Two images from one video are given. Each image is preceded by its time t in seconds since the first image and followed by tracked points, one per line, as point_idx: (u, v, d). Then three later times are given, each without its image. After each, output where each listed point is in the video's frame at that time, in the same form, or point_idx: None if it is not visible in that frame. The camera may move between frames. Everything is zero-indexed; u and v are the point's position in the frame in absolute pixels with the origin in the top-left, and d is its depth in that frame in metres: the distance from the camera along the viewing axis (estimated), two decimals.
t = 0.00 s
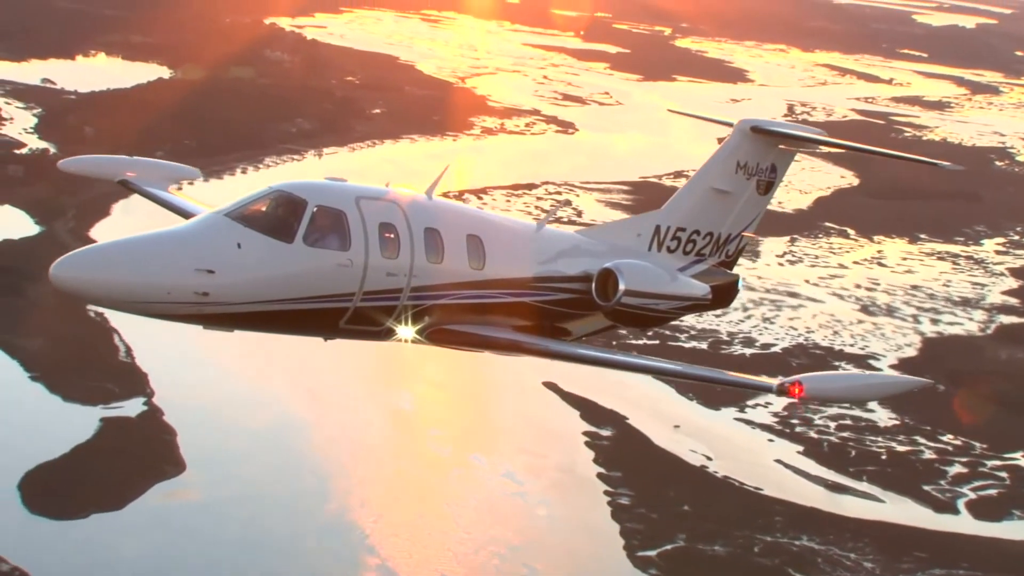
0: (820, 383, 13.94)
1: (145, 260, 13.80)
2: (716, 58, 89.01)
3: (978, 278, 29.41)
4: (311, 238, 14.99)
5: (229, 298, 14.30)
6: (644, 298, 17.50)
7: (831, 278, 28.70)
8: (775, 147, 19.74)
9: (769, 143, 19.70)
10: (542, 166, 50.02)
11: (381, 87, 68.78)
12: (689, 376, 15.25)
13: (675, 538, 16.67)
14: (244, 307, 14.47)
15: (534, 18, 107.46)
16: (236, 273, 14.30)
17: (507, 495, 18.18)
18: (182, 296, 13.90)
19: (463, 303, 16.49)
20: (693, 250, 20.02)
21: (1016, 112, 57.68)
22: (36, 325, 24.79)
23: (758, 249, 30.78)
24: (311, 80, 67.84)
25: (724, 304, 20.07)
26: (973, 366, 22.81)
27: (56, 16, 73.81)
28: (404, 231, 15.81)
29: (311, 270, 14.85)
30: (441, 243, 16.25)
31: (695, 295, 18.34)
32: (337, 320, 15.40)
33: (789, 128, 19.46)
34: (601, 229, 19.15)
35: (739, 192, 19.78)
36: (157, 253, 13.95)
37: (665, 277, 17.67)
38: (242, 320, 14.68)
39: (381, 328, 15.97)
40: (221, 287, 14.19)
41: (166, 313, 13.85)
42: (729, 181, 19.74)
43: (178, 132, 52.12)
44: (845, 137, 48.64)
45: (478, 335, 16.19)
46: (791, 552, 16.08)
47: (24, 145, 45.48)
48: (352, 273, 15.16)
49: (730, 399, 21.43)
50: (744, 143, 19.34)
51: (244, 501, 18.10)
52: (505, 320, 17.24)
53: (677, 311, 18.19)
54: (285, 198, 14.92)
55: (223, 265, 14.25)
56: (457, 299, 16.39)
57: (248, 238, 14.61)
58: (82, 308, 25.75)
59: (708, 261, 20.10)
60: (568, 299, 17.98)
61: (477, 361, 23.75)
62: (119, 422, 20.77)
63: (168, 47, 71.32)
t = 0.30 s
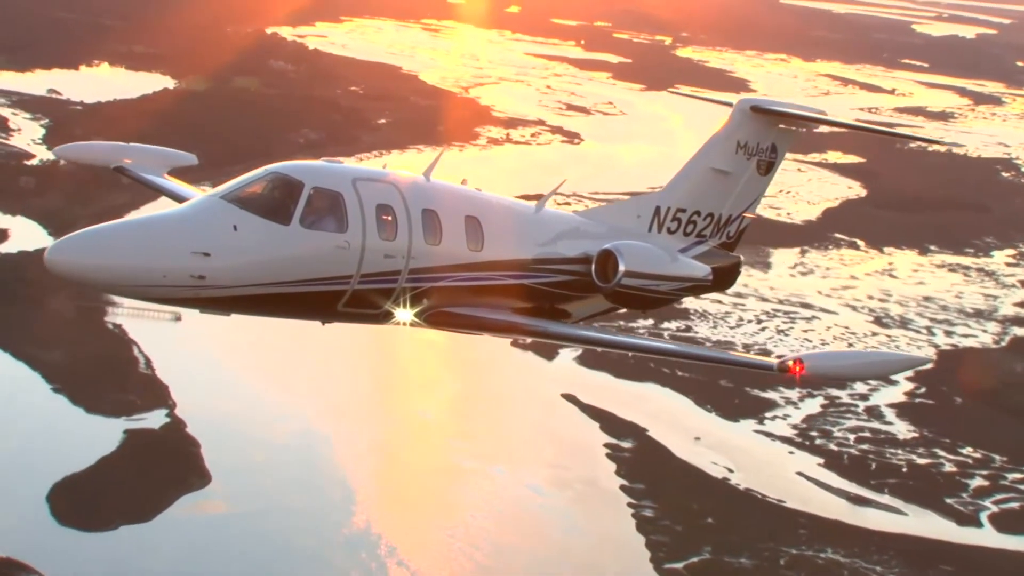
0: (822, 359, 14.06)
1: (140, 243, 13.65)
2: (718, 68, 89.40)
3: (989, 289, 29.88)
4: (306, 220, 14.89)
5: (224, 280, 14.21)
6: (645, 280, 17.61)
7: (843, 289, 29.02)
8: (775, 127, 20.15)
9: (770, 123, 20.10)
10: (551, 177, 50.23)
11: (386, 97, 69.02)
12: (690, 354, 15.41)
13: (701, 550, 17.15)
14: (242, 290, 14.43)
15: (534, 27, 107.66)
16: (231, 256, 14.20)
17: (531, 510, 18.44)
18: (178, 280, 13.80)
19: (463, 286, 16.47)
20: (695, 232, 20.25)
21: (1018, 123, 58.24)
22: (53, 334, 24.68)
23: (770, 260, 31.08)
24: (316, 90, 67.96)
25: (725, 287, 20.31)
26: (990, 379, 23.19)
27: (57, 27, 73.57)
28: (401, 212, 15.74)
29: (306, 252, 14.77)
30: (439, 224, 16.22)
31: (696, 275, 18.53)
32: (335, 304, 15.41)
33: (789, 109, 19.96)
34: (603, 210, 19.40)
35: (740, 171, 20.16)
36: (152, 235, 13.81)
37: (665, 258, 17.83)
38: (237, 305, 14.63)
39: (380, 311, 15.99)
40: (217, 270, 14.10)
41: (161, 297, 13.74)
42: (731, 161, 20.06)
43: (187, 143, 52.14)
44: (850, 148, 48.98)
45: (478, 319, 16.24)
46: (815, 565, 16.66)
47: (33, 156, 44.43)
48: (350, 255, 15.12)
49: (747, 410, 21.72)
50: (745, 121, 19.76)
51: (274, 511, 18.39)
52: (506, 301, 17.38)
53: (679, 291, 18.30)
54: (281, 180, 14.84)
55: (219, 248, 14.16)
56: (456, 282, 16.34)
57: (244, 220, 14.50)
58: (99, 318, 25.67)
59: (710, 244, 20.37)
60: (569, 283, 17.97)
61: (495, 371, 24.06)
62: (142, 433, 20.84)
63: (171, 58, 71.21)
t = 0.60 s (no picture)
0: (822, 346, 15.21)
1: (142, 235, 14.36)
2: (721, 80, 89.96)
3: (1002, 301, 30.28)
4: (306, 212, 15.56)
5: (222, 273, 14.89)
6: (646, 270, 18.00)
7: (857, 300, 29.38)
8: (775, 117, 20.87)
9: (771, 114, 20.81)
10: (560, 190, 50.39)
11: (392, 109, 69.34)
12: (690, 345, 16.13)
13: (730, 561, 17.62)
14: (242, 282, 15.10)
15: (536, 39, 108.18)
16: (230, 248, 14.88)
17: (560, 521, 18.75)
18: (179, 271, 14.52)
19: (462, 277, 17.05)
20: (697, 224, 20.87)
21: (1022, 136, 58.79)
22: (75, 345, 24.74)
23: (782, 271, 31.38)
24: (323, 103, 68.17)
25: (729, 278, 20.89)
26: (1006, 391, 23.66)
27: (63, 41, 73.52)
28: (401, 204, 16.37)
29: (305, 243, 15.42)
30: (439, 215, 16.82)
31: (699, 265, 18.90)
32: (336, 296, 16.04)
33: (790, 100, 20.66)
34: (605, 203, 19.98)
35: (741, 160, 20.84)
36: (154, 228, 14.53)
37: (666, 248, 18.16)
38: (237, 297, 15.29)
39: (381, 302, 16.57)
40: (215, 261, 14.78)
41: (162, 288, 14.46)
42: (732, 151, 20.78)
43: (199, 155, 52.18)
44: (857, 160, 49.33)
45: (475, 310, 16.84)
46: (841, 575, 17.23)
47: (46, 169, 43.76)
48: (350, 246, 15.75)
49: (768, 421, 22.11)
50: (746, 112, 20.50)
51: (306, 521, 18.66)
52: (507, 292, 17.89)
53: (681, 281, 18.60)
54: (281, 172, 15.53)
55: (217, 240, 14.85)
56: (456, 273, 16.95)
57: (243, 213, 15.19)
58: (120, 330, 25.74)
59: (711, 234, 21.02)
60: (571, 275, 18.55)
61: (517, 382, 24.30)
62: (169, 445, 20.93)
63: (177, 70, 71.47)
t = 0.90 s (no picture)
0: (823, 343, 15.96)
1: (145, 238, 15.03)
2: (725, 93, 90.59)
3: (1015, 314, 30.61)
4: (305, 214, 16.27)
5: (221, 273, 15.55)
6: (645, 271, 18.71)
7: (872, 313, 29.65)
8: (775, 118, 21.57)
9: (770, 116, 21.50)
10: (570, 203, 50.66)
11: (398, 122, 69.86)
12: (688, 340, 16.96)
13: (758, 572, 17.84)
14: (242, 282, 15.77)
15: (540, 53, 108.82)
16: (229, 250, 15.54)
17: (588, 531, 18.98)
18: (179, 272, 15.17)
19: (460, 279, 17.78)
20: (698, 225, 21.75)
21: None
22: (99, 359, 25.00)
23: (796, 284, 31.70)
24: (331, 116, 68.64)
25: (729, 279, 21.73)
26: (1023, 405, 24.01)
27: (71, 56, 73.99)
28: (401, 206, 17.11)
29: (303, 244, 16.12)
30: (439, 217, 17.55)
31: (699, 267, 19.70)
32: (336, 298, 16.78)
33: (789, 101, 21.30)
34: (605, 206, 20.83)
35: (741, 160, 21.59)
36: (156, 230, 15.21)
37: (666, 250, 18.86)
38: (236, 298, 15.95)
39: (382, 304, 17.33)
40: (215, 262, 15.45)
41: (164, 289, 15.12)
42: (733, 151, 21.50)
43: (212, 167, 52.47)
44: (864, 172, 49.73)
45: (474, 310, 17.58)
46: None
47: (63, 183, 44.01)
48: (350, 247, 16.48)
49: (789, 433, 22.41)
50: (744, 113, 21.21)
51: (336, 533, 18.91)
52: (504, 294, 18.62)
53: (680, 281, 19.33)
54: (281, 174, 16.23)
55: (217, 242, 15.52)
56: (456, 275, 17.69)
57: (243, 215, 15.89)
58: (144, 344, 26.00)
59: (710, 235, 21.88)
60: (570, 275, 19.40)
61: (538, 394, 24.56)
62: (199, 458, 21.17)
63: (185, 84, 71.94)
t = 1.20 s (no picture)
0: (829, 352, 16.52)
1: (150, 246, 15.76)
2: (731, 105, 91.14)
3: None
4: (306, 223, 17.03)
5: (223, 280, 16.30)
6: (648, 280, 19.45)
7: (887, 325, 29.99)
8: (775, 126, 22.21)
9: (770, 123, 22.13)
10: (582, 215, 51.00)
11: (408, 135, 70.43)
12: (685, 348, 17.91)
13: None
14: (242, 290, 16.52)
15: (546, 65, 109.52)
16: (230, 259, 16.29)
17: (615, 539, 19.39)
18: (182, 280, 15.91)
19: (461, 287, 18.53)
20: (698, 232, 22.37)
21: None
22: (127, 370, 25.43)
23: (810, 296, 32.09)
24: (342, 129, 69.23)
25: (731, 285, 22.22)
26: None
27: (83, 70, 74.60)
28: (402, 215, 17.88)
29: (304, 252, 16.89)
30: (439, 225, 18.32)
31: (700, 275, 20.52)
32: (338, 306, 17.55)
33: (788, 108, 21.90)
34: (608, 214, 21.46)
35: (740, 167, 22.24)
36: (160, 239, 15.94)
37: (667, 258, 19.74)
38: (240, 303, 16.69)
39: (384, 312, 18.10)
40: (216, 270, 16.19)
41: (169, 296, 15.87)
42: (733, 158, 22.15)
43: (227, 180, 52.95)
44: (873, 184, 50.17)
45: (473, 318, 18.36)
46: None
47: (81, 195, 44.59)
48: (352, 255, 17.24)
49: (810, 443, 22.78)
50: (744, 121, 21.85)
51: (368, 541, 19.34)
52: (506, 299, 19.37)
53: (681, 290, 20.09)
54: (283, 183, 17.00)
55: (220, 250, 16.26)
56: (456, 283, 18.44)
57: (245, 225, 16.62)
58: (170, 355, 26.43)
59: (711, 241, 22.49)
60: (573, 282, 20.05)
61: (560, 403, 24.96)
62: (231, 467, 21.57)
63: (196, 97, 72.47)
